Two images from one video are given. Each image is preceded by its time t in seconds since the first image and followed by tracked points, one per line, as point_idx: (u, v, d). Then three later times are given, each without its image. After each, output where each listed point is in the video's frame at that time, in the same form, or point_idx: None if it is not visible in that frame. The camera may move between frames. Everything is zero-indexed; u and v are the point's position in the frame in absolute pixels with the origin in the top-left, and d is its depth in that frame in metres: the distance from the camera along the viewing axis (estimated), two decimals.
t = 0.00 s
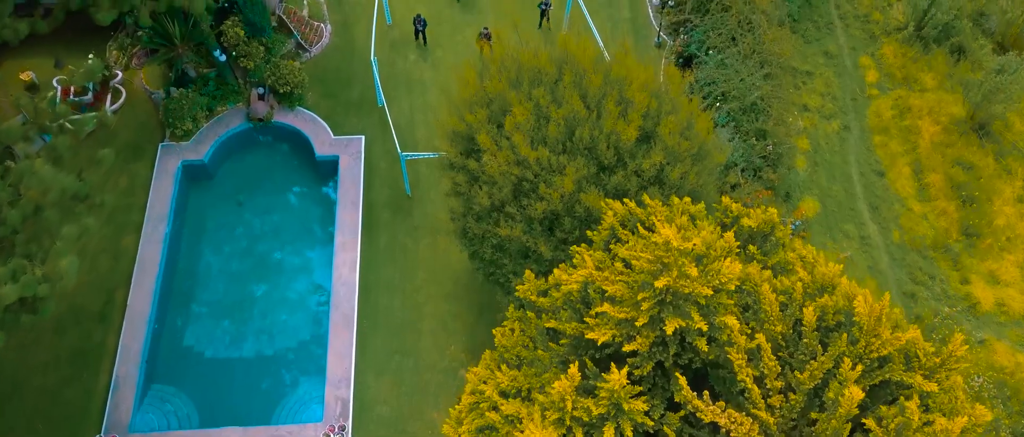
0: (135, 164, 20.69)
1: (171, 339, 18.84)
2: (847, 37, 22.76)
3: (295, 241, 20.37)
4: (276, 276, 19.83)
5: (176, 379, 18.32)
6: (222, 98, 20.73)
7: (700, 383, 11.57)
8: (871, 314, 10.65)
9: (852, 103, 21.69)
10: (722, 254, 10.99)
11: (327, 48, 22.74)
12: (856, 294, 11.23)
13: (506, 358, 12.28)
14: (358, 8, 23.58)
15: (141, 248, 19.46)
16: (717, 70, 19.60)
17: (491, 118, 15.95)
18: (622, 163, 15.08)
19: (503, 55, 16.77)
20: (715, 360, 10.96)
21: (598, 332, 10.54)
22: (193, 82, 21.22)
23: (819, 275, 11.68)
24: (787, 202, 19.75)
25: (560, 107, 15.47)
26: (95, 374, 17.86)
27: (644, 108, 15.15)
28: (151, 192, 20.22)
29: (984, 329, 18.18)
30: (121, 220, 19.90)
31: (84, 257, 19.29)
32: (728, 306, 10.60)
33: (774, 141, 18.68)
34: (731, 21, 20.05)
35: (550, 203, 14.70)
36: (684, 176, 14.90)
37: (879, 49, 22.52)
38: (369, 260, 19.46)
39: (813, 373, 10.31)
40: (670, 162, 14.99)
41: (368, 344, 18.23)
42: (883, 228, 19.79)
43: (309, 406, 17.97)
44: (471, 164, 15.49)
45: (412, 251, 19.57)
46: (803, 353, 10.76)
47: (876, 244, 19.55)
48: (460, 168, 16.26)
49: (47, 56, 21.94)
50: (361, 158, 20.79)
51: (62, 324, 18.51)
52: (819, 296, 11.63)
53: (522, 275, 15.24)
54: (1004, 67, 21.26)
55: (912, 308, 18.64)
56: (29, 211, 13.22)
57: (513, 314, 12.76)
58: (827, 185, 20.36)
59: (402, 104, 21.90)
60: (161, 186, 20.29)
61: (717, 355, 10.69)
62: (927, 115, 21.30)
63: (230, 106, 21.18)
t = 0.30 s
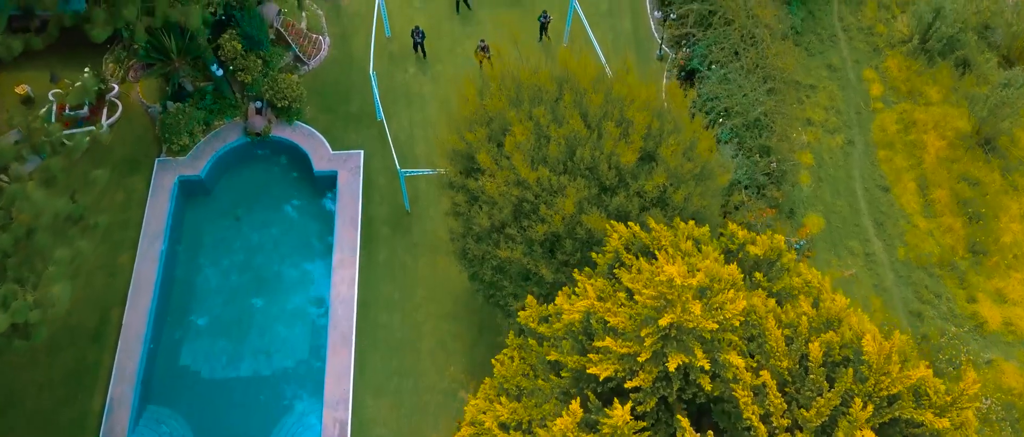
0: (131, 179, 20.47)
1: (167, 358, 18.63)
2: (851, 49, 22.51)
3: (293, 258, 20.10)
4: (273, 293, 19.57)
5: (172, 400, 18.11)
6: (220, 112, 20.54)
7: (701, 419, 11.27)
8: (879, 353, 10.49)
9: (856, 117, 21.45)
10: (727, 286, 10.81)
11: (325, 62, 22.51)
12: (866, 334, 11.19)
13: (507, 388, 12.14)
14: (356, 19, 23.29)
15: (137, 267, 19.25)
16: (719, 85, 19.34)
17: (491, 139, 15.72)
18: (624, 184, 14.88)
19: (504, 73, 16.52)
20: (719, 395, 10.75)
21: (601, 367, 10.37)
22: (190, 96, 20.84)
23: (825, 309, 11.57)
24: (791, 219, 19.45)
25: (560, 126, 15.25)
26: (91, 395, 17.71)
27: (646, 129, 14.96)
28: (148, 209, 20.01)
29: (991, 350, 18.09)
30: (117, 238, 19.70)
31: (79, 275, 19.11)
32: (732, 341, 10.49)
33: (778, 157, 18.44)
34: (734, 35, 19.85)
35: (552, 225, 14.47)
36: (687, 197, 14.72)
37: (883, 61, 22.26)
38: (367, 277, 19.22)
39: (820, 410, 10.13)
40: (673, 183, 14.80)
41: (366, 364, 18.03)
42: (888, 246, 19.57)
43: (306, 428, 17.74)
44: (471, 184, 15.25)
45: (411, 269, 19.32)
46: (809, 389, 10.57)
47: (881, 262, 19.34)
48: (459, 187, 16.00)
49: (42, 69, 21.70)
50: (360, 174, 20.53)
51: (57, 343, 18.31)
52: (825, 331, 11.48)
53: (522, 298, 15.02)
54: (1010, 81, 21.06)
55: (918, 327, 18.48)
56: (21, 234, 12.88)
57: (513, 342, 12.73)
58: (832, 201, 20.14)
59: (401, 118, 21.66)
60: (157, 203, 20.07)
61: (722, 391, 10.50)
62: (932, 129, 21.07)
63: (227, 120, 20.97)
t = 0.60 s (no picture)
0: (127, 194, 20.24)
1: (163, 378, 18.43)
2: (855, 62, 22.27)
3: (291, 274, 19.84)
4: (271, 311, 19.32)
5: (169, 420, 17.93)
6: (217, 127, 20.37)
7: None
8: (890, 392, 10.43)
9: (860, 131, 21.21)
10: (731, 323, 11.07)
11: (324, 74, 22.26)
12: (876, 371, 10.99)
13: (508, 419, 12.00)
14: (355, 31, 23.01)
15: (133, 284, 19.03)
16: (722, 100, 19.11)
17: (491, 159, 15.48)
18: (627, 205, 14.65)
19: (505, 91, 16.31)
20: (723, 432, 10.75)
21: (604, 403, 10.48)
22: (187, 110, 20.57)
23: (832, 345, 11.36)
24: (795, 236, 19.18)
25: (562, 146, 15.06)
26: (86, 416, 17.51)
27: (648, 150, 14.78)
28: (144, 225, 19.79)
29: (998, 370, 17.86)
30: (112, 254, 19.45)
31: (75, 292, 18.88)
32: (738, 377, 10.67)
33: (782, 174, 18.26)
34: (737, 50, 19.63)
35: (553, 248, 14.23)
36: (691, 219, 14.54)
37: (887, 74, 22.02)
38: (365, 295, 18.99)
39: None
40: (676, 205, 14.60)
41: (364, 384, 17.81)
42: (893, 263, 19.35)
43: None
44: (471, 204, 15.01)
45: (409, 286, 19.08)
46: (817, 427, 10.52)
47: (886, 279, 19.13)
48: (459, 207, 15.75)
49: (38, 82, 21.47)
50: (358, 189, 20.32)
51: (52, 363, 18.09)
52: (832, 368, 11.32)
53: (524, 321, 14.82)
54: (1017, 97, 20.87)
55: (924, 347, 18.25)
56: (12, 260, 12.56)
57: (515, 369, 12.59)
58: (836, 217, 19.90)
59: (400, 131, 21.39)
60: (153, 219, 19.85)
61: (727, 428, 10.54)
62: (937, 144, 20.83)
63: (224, 134, 20.78)
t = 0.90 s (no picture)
0: (123, 210, 20.02)
1: (160, 397, 18.22)
2: (859, 75, 22.04)
3: (289, 291, 19.62)
4: (269, 328, 19.09)
5: None
6: (214, 142, 20.22)
7: None
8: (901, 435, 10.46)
9: (865, 146, 20.98)
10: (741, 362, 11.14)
11: (322, 88, 22.07)
12: (889, 412, 10.80)
13: None
14: (354, 44, 22.83)
15: (129, 301, 18.80)
16: (726, 116, 18.89)
17: (492, 179, 15.23)
18: (630, 228, 14.42)
19: (507, 110, 16.12)
20: None
21: None
22: (184, 124, 20.43)
23: (842, 384, 11.24)
24: (799, 252, 18.94)
25: (564, 167, 14.86)
26: None
27: (652, 171, 14.56)
28: (140, 241, 19.55)
29: (1004, 390, 17.63)
30: (108, 271, 19.22)
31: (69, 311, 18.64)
32: (744, 417, 10.82)
33: (786, 192, 18.08)
34: (741, 64, 19.50)
35: (555, 271, 13.97)
36: (695, 242, 14.29)
37: (892, 88, 21.82)
38: (363, 313, 18.75)
39: None
40: (679, 227, 14.40)
41: (362, 405, 17.59)
42: (898, 280, 19.09)
43: None
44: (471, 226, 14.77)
45: (409, 304, 18.86)
46: None
47: (891, 297, 18.85)
48: (459, 228, 15.52)
49: (33, 96, 21.23)
50: (357, 205, 20.10)
51: (45, 383, 17.84)
52: (842, 407, 11.27)
53: (525, 345, 14.57)
54: None
55: (930, 366, 17.99)
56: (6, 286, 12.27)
57: (516, 398, 12.74)
58: (840, 233, 19.64)
59: (400, 146, 21.18)
60: (150, 235, 19.62)
61: None
62: (943, 159, 20.63)
63: (222, 149, 20.60)
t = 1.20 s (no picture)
0: (120, 227, 19.79)
1: (156, 418, 17.94)
2: (864, 89, 21.79)
3: (287, 308, 19.32)
4: (266, 347, 18.80)
5: None
6: (211, 159, 19.90)
7: None
8: None
9: (870, 161, 20.73)
10: (752, 405, 11.25)
11: (321, 102, 21.83)
12: None
13: None
14: (354, 57, 22.66)
15: (125, 321, 18.54)
16: (730, 132, 18.63)
17: (493, 200, 15.01)
18: (634, 252, 14.16)
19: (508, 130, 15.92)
20: None
21: None
22: (181, 140, 20.16)
23: (855, 427, 11.30)
24: (804, 271, 18.71)
25: (567, 189, 14.62)
26: None
27: (656, 194, 14.31)
28: (136, 258, 19.28)
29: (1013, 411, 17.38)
30: (104, 290, 19.00)
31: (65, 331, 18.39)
32: None
33: (791, 211, 17.85)
34: (745, 80, 19.23)
35: (557, 297, 13.72)
36: (700, 267, 14.11)
37: (897, 102, 21.57)
38: (362, 333, 18.49)
39: None
40: (684, 252, 14.18)
41: (361, 427, 17.33)
42: (904, 299, 18.85)
43: None
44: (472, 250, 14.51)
45: (408, 324, 18.61)
46: None
47: (898, 317, 18.59)
48: (459, 250, 15.27)
49: (27, 111, 20.96)
50: (356, 221, 19.84)
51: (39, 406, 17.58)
52: None
53: (527, 371, 14.35)
54: None
55: (938, 387, 17.72)
56: None
57: (518, 430, 12.56)
58: (846, 251, 19.38)
59: (400, 162, 20.94)
60: (146, 252, 19.35)
61: None
62: (949, 175, 20.39)
63: (219, 165, 20.31)
